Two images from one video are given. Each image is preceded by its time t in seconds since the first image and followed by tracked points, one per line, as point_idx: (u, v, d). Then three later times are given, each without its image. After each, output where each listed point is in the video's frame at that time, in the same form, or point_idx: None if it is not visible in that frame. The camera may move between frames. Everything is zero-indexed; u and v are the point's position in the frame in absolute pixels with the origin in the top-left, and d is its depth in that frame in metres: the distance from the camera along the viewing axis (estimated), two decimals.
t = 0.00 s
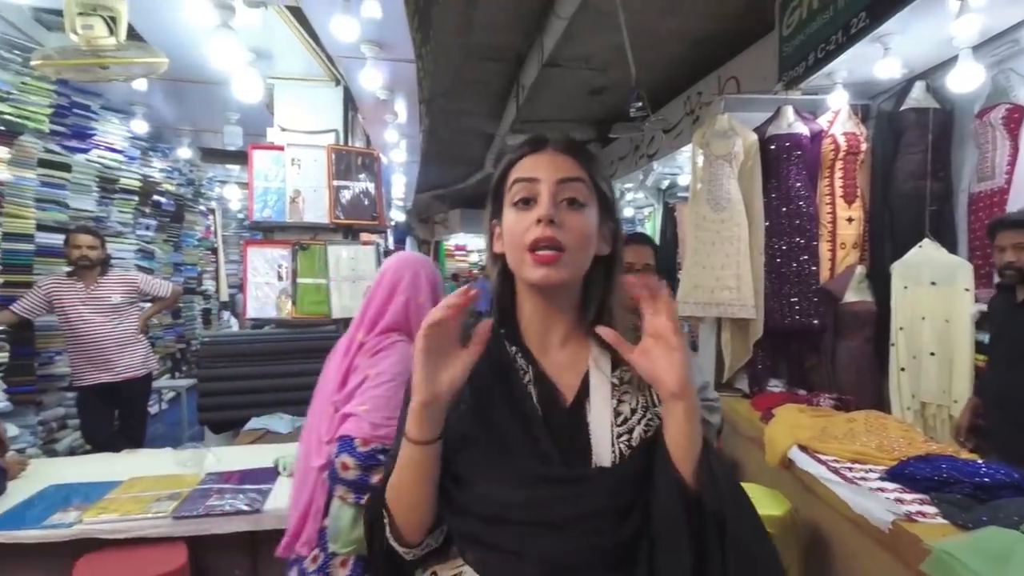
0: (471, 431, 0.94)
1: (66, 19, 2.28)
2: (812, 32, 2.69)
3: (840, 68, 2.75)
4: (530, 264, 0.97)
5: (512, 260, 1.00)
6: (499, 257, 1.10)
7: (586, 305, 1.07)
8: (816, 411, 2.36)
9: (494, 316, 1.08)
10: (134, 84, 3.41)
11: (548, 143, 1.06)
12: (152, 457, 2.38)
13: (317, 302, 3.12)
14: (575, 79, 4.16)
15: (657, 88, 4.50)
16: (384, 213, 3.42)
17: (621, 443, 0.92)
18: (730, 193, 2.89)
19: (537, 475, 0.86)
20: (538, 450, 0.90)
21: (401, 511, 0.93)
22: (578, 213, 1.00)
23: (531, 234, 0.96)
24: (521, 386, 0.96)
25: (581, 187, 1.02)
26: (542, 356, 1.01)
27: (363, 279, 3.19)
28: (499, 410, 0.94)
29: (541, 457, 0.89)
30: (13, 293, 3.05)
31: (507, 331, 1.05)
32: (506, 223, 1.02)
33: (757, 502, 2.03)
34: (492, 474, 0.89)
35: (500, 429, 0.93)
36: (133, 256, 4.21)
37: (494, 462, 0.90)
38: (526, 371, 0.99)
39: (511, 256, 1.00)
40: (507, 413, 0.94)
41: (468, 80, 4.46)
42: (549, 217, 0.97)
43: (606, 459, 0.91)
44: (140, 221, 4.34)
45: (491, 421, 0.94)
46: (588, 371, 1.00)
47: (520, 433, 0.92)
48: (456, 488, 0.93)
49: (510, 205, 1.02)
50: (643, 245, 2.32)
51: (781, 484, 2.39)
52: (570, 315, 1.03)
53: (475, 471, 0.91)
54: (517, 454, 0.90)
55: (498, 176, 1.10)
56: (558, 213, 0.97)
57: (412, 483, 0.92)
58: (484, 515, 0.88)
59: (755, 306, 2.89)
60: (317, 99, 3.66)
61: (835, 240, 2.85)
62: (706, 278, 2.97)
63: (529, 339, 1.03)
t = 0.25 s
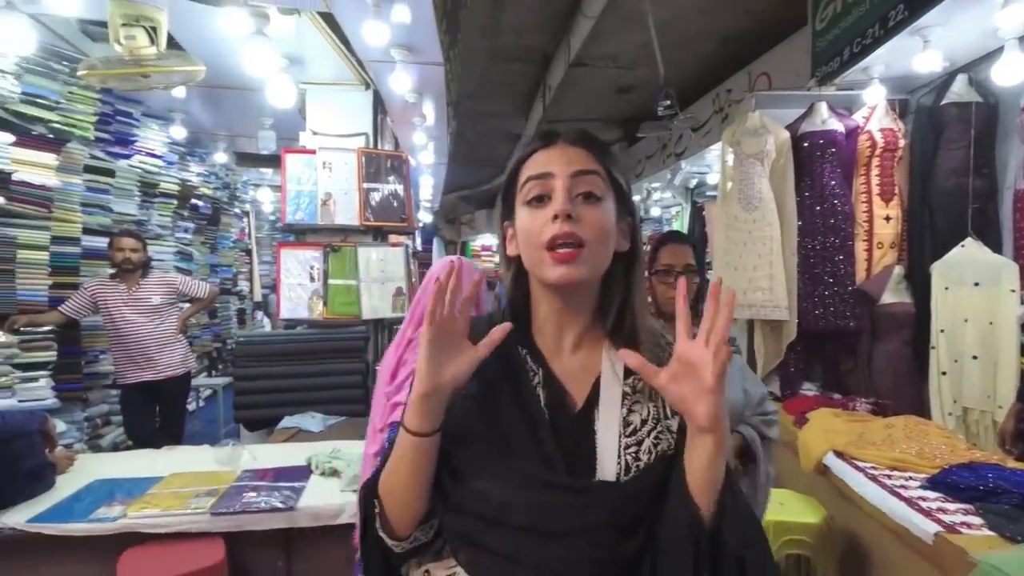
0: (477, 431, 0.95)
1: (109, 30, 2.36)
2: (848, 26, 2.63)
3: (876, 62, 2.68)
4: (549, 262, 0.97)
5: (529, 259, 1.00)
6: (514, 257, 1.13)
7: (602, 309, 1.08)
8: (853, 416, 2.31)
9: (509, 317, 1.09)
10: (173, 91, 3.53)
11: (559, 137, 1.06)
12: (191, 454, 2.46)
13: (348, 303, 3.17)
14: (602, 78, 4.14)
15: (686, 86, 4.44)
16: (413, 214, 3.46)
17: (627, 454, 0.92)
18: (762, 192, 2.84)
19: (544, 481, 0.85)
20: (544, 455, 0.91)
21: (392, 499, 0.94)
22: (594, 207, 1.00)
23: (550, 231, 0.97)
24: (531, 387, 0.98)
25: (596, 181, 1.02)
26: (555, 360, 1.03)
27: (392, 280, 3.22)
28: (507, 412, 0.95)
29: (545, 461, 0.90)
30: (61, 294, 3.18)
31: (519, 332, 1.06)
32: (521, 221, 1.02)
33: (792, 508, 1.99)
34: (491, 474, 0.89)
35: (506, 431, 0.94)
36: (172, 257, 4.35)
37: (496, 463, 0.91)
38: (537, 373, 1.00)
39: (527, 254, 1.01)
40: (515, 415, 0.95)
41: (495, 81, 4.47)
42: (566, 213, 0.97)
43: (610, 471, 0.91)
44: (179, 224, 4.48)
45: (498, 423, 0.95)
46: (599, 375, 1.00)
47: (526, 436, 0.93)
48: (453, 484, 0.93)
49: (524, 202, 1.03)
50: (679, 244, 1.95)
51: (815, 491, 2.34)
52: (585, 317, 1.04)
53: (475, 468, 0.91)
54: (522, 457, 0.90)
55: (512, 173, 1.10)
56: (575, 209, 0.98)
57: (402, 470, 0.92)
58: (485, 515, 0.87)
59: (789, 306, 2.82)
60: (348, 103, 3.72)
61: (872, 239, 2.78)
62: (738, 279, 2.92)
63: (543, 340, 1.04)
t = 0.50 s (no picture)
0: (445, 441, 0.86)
1: (149, 36, 2.44)
2: (882, 21, 2.57)
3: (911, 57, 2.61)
4: (530, 261, 0.89)
5: (507, 258, 0.92)
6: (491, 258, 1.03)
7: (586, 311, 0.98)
8: (887, 421, 2.25)
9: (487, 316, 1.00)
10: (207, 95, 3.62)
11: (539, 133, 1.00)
12: (225, 451, 2.52)
13: (375, 303, 3.21)
14: (627, 77, 4.11)
15: (713, 84, 4.38)
16: (439, 215, 3.49)
17: (605, 468, 0.84)
18: (792, 191, 2.78)
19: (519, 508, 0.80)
20: (518, 473, 0.83)
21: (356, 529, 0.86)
22: (574, 203, 0.93)
23: (533, 228, 0.90)
24: (507, 394, 0.88)
25: (575, 175, 0.95)
26: (534, 364, 0.93)
27: (418, 281, 3.24)
28: (480, 418, 0.86)
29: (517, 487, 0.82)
30: (101, 293, 3.28)
31: (496, 329, 0.97)
32: (500, 220, 0.95)
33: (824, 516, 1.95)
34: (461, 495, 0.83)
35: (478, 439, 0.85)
36: (204, 258, 4.45)
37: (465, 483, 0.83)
38: (516, 378, 0.90)
39: (505, 246, 0.93)
40: (488, 424, 0.85)
41: (519, 82, 4.48)
42: (547, 210, 0.90)
43: (583, 499, 0.83)
44: (211, 226, 4.59)
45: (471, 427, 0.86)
46: (582, 383, 0.90)
47: (500, 452, 0.84)
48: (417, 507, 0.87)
49: (503, 197, 0.96)
50: (725, 233, 1.75)
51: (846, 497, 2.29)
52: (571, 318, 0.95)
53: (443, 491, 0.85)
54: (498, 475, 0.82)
55: (490, 163, 1.03)
56: (555, 205, 0.91)
57: (362, 506, 0.85)
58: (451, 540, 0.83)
59: (819, 309, 2.76)
60: (376, 105, 3.77)
61: (907, 239, 2.73)
62: (767, 281, 2.83)
63: (523, 345, 0.95)
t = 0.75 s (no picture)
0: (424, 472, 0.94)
1: (174, 38, 2.47)
2: (914, 16, 2.50)
3: (945, 52, 2.53)
4: (501, 295, 0.98)
5: (479, 290, 1.01)
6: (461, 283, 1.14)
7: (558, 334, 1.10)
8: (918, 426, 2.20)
9: (459, 339, 1.08)
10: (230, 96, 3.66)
11: (497, 148, 1.09)
12: (246, 450, 2.53)
13: (395, 303, 3.21)
14: (646, 75, 4.06)
15: (735, 82, 4.32)
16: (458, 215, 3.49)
17: (586, 499, 0.92)
18: (819, 190, 2.70)
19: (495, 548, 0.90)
20: (496, 504, 0.92)
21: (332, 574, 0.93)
22: (532, 222, 1.02)
23: (497, 260, 0.98)
24: (485, 423, 0.96)
25: (531, 193, 1.04)
26: (511, 387, 1.02)
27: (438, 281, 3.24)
28: (458, 449, 0.94)
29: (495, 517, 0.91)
30: (127, 293, 3.33)
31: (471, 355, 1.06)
32: (461, 243, 1.04)
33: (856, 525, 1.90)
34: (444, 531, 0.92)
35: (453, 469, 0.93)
36: (226, 258, 4.50)
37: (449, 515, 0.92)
38: (492, 404, 0.98)
39: (474, 279, 1.01)
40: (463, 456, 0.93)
41: (537, 81, 4.46)
42: (508, 237, 0.98)
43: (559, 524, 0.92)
44: (233, 226, 4.65)
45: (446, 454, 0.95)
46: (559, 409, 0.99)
47: (475, 494, 0.92)
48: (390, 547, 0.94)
49: (461, 226, 1.04)
50: (793, 229, 1.56)
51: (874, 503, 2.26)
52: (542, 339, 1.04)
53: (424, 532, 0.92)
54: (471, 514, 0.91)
55: (441, 190, 1.10)
56: (514, 232, 0.99)
57: (332, 558, 0.91)
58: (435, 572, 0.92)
59: (848, 311, 2.62)
60: (396, 106, 3.78)
61: (937, 239, 2.66)
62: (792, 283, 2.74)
63: (500, 369, 1.04)
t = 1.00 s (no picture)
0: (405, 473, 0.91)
1: (188, 39, 2.47)
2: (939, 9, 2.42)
3: (971, 46, 2.43)
4: (479, 282, 0.96)
5: (456, 278, 0.98)
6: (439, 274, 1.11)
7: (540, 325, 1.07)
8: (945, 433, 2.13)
9: (437, 332, 1.05)
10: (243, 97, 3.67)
11: (483, 132, 1.06)
12: (259, 451, 2.53)
13: (407, 304, 3.19)
14: (659, 74, 4.01)
15: (751, 79, 4.25)
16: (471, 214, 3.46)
17: (580, 490, 0.90)
18: (840, 189, 2.66)
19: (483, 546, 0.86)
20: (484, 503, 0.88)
21: None
22: (516, 207, 0.99)
23: (477, 245, 0.95)
24: (468, 418, 0.93)
25: (518, 177, 1.01)
26: (493, 379, 0.99)
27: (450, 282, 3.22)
28: (439, 445, 0.91)
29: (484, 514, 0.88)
30: (141, 294, 3.35)
31: (451, 349, 1.02)
32: (440, 228, 1.01)
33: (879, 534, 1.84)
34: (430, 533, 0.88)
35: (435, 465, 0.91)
36: (239, 258, 4.51)
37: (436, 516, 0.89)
38: (475, 397, 0.95)
39: (452, 269, 0.98)
40: (446, 451, 0.91)
41: (549, 80, 4.41)
42: (488, 218, 0.96)
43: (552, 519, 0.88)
44: (246, 226, 4.66)
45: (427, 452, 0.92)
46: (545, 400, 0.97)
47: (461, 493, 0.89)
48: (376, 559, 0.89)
49: (443, 206, 1.01)
50: (902, 230, 1.33)
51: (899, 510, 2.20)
52: (518, 328, 1.03)
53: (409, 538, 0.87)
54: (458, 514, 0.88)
55: (422, 173, 1.07)
56: (495, 213, 0.96)
57: None
58: None
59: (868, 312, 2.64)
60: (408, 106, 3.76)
61: (963, 239, 2.56)
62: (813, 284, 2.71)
63: (482, 363, 1.01)
